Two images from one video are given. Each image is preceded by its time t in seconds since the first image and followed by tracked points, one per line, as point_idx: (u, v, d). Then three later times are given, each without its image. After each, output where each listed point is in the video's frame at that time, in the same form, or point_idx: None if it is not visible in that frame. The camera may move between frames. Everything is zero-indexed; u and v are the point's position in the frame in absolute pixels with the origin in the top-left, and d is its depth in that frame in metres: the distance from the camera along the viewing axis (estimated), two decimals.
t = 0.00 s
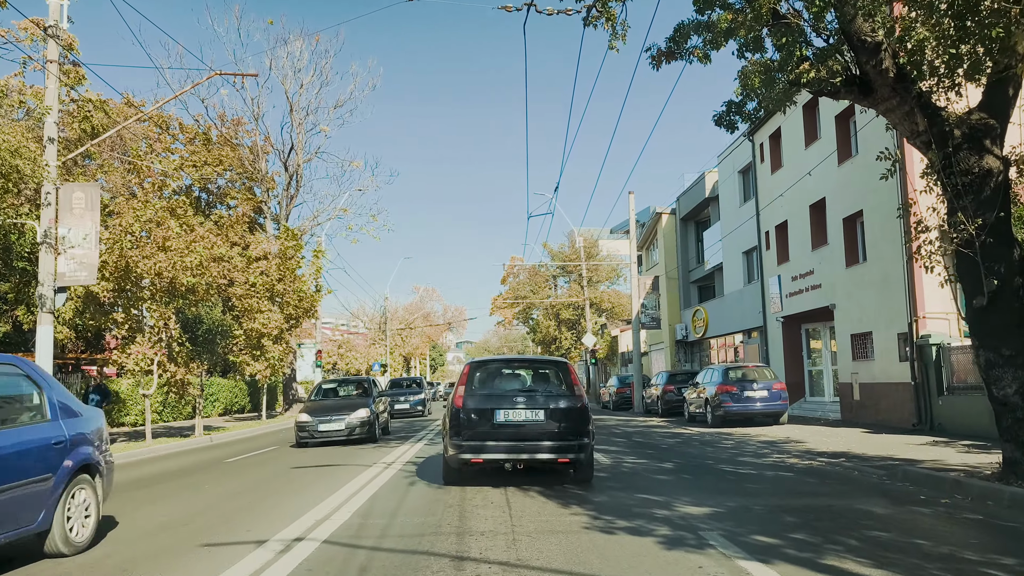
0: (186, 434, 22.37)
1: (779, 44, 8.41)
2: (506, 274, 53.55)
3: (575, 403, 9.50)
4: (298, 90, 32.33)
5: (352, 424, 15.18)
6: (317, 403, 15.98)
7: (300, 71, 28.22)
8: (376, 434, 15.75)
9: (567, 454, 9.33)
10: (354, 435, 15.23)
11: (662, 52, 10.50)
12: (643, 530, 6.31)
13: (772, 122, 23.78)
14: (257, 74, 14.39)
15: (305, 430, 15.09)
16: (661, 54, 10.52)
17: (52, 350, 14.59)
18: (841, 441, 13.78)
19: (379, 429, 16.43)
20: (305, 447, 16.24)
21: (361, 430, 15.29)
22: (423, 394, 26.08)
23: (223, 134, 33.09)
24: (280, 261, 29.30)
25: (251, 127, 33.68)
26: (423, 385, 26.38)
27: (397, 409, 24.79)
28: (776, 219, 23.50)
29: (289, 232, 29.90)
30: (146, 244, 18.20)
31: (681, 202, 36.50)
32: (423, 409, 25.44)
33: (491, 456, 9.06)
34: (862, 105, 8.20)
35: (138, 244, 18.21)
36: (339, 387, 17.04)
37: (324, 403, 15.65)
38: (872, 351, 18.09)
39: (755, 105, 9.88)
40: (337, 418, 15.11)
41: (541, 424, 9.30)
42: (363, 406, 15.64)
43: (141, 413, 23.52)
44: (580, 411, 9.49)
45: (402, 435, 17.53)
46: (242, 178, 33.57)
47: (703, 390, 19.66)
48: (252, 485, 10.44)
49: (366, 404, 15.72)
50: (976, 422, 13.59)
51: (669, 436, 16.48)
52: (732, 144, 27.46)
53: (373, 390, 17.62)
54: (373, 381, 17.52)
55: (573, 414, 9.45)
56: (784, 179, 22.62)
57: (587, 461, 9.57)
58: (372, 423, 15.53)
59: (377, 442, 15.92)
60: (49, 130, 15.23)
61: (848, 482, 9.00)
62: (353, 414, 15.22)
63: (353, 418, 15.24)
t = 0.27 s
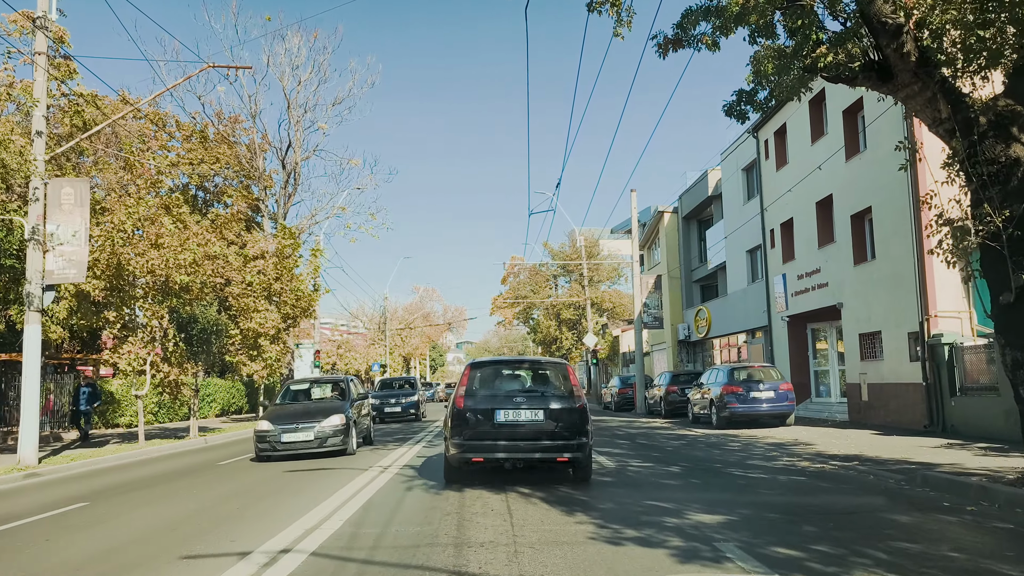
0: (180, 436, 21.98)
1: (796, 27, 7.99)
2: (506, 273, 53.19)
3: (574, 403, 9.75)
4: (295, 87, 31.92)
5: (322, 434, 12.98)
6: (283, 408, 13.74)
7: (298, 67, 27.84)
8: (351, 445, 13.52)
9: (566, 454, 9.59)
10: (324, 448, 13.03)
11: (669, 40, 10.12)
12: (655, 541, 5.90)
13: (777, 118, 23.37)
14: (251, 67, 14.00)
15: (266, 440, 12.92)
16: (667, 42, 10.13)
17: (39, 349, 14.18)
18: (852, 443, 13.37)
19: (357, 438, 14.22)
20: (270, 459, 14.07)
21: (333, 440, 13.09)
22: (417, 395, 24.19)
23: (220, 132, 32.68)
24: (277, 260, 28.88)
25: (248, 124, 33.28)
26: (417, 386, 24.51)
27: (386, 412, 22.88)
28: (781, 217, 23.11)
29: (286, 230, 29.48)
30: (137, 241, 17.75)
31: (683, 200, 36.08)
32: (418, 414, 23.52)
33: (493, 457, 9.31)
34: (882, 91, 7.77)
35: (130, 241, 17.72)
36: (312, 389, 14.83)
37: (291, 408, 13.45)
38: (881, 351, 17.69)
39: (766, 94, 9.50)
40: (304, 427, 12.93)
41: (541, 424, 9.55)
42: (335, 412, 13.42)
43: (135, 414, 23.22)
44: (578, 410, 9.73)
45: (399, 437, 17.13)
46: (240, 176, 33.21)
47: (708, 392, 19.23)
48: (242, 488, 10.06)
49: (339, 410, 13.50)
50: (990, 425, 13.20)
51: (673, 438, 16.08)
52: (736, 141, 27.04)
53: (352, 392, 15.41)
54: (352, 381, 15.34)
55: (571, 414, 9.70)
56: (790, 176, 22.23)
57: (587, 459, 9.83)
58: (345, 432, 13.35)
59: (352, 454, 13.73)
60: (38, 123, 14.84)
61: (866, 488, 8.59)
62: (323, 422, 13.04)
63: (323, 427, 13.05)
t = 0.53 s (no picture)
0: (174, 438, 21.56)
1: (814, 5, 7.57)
2: (506, 273, 52.78)
3: (572, 403, 9.93)
4: (292, 83, 31.46)
5: (275, 448, 10.14)
6: (227, 414, 10.87)
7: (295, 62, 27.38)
8: (311, 463, 10.65)
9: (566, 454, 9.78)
10: (273, 467, 10.13)
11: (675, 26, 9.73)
12: (668, 554, 5.45)
13: (782, 114, 22.95)
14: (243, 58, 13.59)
15: (200, 456, 10.06)
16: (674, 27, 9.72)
17: (24, 348, 13.76)
18: (865, 445, 12.92)
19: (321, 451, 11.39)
20: (212, 476, 11.23)
21: (287, 457, 10.22)
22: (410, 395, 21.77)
23: (216, 129, 32.25)
24: (274, 258, 28.43)
25: (245, 121, 32.85)
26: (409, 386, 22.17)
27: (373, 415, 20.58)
28: (786, 214, 22.69)
29: (283, 228, 29.02)
30: (127, 238, 17.29)
31: (685, 198, 35.65)
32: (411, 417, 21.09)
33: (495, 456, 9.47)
34: (906, 73, 7.33)
35: (119, 237, 17.22)
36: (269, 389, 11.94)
37: (236, 414, 10.58)
38: (891, 350, 17.26)
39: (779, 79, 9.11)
40: (249, 440, 10.02)
41: (540, 424, 9.72)
42: (293, 419, 10.57)
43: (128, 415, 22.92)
44: (576, 410, 9.92)
45: (397, 439, 16.68)
46: (237, 174, 32.76)
47: (713, 392, 18.79)
48: (231, 491, 9.65)
49: (298, 417, 10.65)
50: (1006, 427, 12.75)
51: (678, 440, 15.64)
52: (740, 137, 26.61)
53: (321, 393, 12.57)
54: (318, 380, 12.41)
55: (571, 414, 9.87)
56: (796, 172, 21.80)
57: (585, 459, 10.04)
58: (302, 446, 10.44)
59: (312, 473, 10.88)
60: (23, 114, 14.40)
61: (886, 493, 8.14)
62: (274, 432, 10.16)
63: (275, 439, 10.18)
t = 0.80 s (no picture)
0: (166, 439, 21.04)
1: None
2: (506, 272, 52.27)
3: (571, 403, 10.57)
4: (289, 79, 31.01)
5: (182, 477, 7.23)
6: (125, 428, 7.98)
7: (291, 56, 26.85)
8: (237, 493, 7.78)
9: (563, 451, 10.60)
10: (177, 506, 7.23)
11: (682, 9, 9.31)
12: (684, 569, 4.98)
13: (788, 108, 22.50)
14: (235, 47, 13.17)
15: (75, 488, 7.17)
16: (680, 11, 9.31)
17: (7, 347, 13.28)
18: (878, 447, 12.46)
19: (254, 477, 8.42)
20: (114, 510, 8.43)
21: (199, 490, 7.30)
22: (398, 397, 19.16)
23: (212, 126, 31.81)
24: (270, 256, 27.89)
25: (242, 118, 32.40)
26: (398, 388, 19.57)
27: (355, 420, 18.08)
28: (792, 211, 22.23)
29: (279, 226, 28.49)
30: (117, 233, 16.78)
31: (688, 196, 35.21)
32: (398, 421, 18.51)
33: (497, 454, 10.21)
34: (933, 53, 6.92)
35: (108, 233, 16.70)
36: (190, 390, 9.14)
37: (135, 428, 7.76)
38: (901, 349, 16.79)
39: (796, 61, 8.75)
40: (145, 464, 7.20)
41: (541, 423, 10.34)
42: (211, 435, 7.68)
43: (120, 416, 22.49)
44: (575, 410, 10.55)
45: (394, 441, 16.22)
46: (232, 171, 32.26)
47: (719, 393, 18.31)
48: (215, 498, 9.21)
49: (216, 434, 7.70)
50: None
51: (684, 443, 15.17)
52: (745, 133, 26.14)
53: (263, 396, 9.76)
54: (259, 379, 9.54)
55: (567, 414, 10.70)
56: (802, 168, 21.34)
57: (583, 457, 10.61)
58: (225, 475, 7.57)
59: (240, 511, 7.90)
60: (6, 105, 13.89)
61: (911, 501, 7.67)
62: (182, 456, 7.28)
63: (183, 462, 7.28)
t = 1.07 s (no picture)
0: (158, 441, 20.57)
1: None
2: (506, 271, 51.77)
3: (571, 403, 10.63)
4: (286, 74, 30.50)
5: None
6: None
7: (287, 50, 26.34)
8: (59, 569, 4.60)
9: (564, 451, 10.53)
10: None
11: None
12: None
13: (795, 101, 22.00)
14: (225, 35, 12.68)
15: None
16: None
17: None
18: (895, 450, 11.96)
19: (100, 545, 5.09)
20: None
21: None
22: (382, 399, 16.48)
23: (208, 122, 31.32)
24: (266, 254, 27.41)
25: (238, 114, 31.91)
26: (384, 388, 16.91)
27: (330, 428, 15.46)
28: (799, 207, 21.73)
29: (275, 223, 27.97)
30: (105, 229, 16.25)
31: (690, 193, 34.70)
32: (381, 427, 15.89)
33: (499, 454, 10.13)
34: (968, 28, 6.47)
35: (96, 228, 16.15)
36: (15, 393, 5.75)
37: None
38: (913, 348, 16.29)
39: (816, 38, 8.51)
40: None
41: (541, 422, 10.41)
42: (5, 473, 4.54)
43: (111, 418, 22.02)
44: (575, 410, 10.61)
45: (392, 443, 15.74)
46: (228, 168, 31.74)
47: (726, 393, 17.82)
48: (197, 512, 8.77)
49: (17, 473, 4.56)
50: None
51: (690, 445, 14.69)
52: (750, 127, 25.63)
53: (150, 397, 6.44)
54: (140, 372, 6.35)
55: (567, 412, 10.61)
56: (810, 163, 20.84)
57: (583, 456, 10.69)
58: (14, 547, 4.30)
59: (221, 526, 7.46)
60: None
61: (942, 510, 7.17)
62: None
63: None
